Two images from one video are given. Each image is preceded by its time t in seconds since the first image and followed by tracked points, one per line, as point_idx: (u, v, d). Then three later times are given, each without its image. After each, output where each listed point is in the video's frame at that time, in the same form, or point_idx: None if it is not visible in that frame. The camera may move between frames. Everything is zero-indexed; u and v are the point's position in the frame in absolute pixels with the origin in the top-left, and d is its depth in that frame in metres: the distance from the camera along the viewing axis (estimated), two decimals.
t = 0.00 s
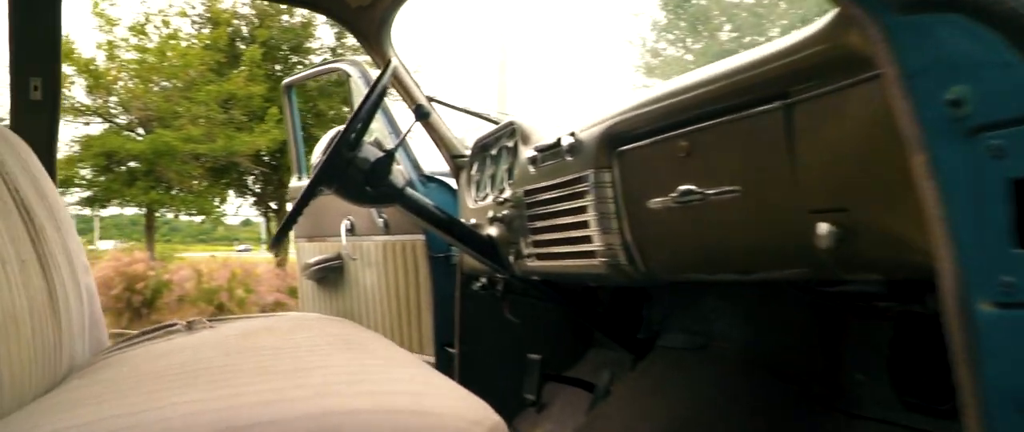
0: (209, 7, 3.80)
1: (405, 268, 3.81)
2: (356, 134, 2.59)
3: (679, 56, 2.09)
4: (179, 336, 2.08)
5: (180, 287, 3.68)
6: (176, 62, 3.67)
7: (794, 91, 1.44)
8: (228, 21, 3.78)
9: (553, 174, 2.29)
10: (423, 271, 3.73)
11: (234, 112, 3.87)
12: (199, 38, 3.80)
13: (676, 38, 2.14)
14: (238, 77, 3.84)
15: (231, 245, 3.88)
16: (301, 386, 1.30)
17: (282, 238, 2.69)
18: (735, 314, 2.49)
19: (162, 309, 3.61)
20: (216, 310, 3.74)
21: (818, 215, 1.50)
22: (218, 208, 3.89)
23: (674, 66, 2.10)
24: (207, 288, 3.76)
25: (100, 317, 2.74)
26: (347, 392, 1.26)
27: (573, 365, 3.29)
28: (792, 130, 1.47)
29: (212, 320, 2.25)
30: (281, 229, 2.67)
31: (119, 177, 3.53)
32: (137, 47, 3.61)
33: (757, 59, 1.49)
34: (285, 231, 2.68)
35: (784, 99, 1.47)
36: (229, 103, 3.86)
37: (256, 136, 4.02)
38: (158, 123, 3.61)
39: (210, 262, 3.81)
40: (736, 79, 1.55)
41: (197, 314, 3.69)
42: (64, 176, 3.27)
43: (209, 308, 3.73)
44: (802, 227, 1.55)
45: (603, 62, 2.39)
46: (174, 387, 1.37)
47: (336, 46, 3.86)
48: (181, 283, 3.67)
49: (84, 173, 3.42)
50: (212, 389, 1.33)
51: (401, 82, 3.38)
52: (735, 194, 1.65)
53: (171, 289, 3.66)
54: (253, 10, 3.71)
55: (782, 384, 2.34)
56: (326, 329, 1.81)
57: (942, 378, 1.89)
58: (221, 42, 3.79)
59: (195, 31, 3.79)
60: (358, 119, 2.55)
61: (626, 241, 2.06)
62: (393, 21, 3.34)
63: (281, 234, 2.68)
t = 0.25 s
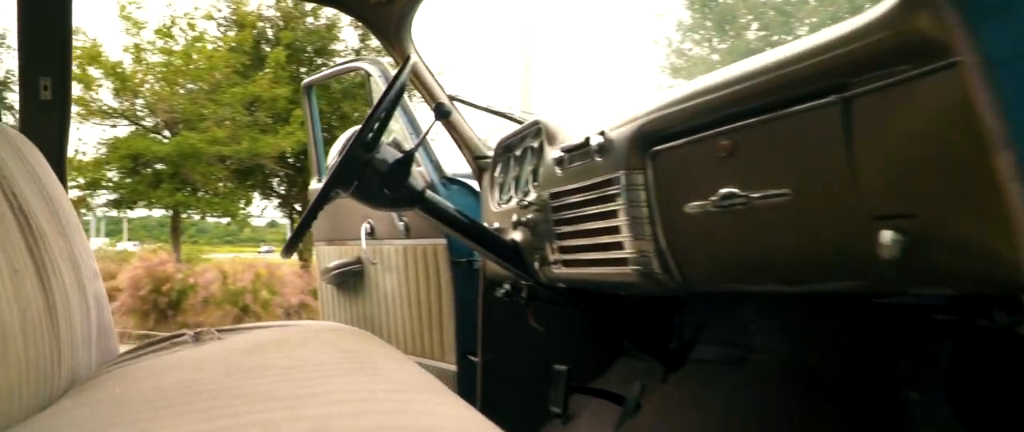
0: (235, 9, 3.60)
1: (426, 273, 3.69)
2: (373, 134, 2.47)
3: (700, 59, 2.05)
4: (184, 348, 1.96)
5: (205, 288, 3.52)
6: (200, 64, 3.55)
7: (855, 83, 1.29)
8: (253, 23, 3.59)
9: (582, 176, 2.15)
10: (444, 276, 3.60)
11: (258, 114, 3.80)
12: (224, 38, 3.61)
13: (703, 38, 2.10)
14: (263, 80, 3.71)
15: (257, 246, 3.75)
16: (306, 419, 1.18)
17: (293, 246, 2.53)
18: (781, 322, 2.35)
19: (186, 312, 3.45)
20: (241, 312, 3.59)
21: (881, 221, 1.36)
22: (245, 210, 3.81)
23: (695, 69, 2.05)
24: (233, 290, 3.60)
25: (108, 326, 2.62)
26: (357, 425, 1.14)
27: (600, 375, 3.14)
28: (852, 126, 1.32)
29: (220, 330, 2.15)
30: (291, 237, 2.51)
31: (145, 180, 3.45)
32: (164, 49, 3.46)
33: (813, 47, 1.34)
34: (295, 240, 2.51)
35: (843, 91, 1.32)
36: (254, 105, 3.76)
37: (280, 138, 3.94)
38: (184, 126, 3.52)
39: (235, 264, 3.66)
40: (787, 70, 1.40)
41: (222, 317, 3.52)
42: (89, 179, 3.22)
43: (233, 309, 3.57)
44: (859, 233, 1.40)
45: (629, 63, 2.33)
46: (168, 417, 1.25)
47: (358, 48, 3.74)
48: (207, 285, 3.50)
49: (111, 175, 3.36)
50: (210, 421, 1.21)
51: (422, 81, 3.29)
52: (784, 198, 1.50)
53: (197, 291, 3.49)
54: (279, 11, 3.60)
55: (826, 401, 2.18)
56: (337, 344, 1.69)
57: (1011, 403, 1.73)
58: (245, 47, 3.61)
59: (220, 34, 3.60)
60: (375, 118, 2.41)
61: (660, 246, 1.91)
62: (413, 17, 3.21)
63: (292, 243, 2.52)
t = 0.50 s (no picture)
0: (256, 12, 3.67)
1: (443, 277, 3.57)
2: (386, 133, 2.34)
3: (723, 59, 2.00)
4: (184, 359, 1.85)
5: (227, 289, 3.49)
6: (225, 66, 3.66)
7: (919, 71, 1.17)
8: (275, 26, 3.64)
9: (607, 178, 2.01)
10: (462, 281, 3.47)
11: (279, 117, 3.82)
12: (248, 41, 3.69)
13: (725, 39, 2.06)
14: (284, 82, 3.77)
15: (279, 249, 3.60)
16: None
17: (302, 252, 2.40)
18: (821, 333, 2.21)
19: (208, 313, 3.45)
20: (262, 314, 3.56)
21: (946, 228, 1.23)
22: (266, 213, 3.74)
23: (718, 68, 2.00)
24: (255, 291, 3.56)
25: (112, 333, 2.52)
26: None
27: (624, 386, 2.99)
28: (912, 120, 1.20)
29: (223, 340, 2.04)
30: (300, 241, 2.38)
31: (165, 182, 3.55)
32: (189, 52, 3.64)
33: (871, 32, 1.23)
34: (305, 245, 2.38)
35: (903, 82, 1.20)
36: (276, 108, 3.82)
37: (301, 140, 3.92)
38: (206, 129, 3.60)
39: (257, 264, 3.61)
40: (841, 58, 1.29)
41: (244, 320, 3.49)
42: (113, 180, 3.34)
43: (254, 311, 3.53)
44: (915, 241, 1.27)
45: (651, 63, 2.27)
46: None
47: (380, 50, 3.57)
48: (230, 287, 3.48)
49: (134, 177, 3.47)
50: None
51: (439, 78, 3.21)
52: (835, 200, 1.37)
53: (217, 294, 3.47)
54: (300, 14, 3.60)
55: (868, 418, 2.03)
56: (343, 358, 1.57)
57: None
58: (267, 46, 3.66)
59: (243, 36, 3.69)
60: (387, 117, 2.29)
61: (693, 254, 1.77)
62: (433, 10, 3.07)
63: (302, 248, 2.39)
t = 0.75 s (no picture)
0: (276, 14, 3.57)
1: (457, 280, 3.46)
2: (396, 129, 2.21)
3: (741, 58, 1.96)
4: (179, 368, 1.76)
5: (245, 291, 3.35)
6: (243, 68, 3.51)
7: (946, 63, 1.09)
8: (294, 27, 3.56)
9: (630, 175, 1.88)
10: (477, 284, 3.35)
11: (298, 118, 3.71)
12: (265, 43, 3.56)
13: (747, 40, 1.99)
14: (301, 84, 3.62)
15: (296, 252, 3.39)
16: None
17: (308, 254, 2.29)
18: (856, 343, 2.08)
19: (226, 314, 3.31)
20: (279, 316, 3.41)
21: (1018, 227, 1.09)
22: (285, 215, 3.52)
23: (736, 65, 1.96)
24: (272, 292, 3.42)
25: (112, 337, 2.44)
26: None
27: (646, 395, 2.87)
28: (939, 117, 1.12)
29: (221, 347, 1.93)
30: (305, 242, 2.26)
31: (185, 183, 3.40)
32: (207, 54, 3.49)
33: (930, 8, 1.10)
34: (310, 246, 2.27)
35: (926, 77, 1.12)
36: (295, 110, 3.70)
37: (319, 142, 3.77)
38: (225, 129, 3.45)
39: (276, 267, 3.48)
40: (893, 39, 1.15)
41: (262, 321, 3.35)
42: (132, 182, 3.25)
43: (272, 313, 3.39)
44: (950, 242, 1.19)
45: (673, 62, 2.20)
46: None
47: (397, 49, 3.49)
48: (247, 289, 3.34)
49: (152, 178, 3.37)
50: None
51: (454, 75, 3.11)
52: (888, 196, 1.23)
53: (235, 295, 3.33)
54: (319, 16, 3.55)
55: None
56: (343, 369, 1.46)
57: None
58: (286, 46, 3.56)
59: (260, 38, 3.54)
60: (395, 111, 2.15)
61: (723, 257, 1.63)
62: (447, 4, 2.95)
63: (307, 250, 2.27)
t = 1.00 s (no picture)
0: (285, 15, 3.48)
1: (462, 281, 3.34)
2: (395, 121, 2.04)
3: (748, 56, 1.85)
4: (158, 376, 1.65)
5: (254, 293, 3.37)
6: (252, 70, 3.43)
7: (962, 49, 1.02)
8: (304, 28, 3.49)
9: (643, 169, 1.75)
10: (483, 286, 3.24)
11: (306, 118, 3.66)
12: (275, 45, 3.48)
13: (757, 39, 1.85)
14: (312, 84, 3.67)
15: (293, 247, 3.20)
16: None
17: (300, 254, 2.15)
18: (885, 353, 1.94)
19: (234, 316, 3.34)
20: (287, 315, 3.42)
21: None
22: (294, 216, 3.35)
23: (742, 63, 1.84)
24: (279, 295, 3.45)
25: (99, 342, 2.34)
26: None
27: (656, 404, 2.71)
28: (947, 110, 1.04)
29: (206, 353, 1.83)
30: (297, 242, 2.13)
31: (194, 184, 3.29)
32: (215, 55, 3.44)
33: None
34: (302, 246, 2.13)
35: (939, 65, 1.05)
36: (303, 109, 3.68)
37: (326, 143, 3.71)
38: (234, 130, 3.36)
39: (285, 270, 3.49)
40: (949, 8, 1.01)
41: (269, 323, 3.36)
42: (140, 183, 3.10)
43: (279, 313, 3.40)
44: (966, 242, 1.11)
45: (688, 54, 2.07)
46: None
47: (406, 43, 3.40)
48: (255, 290, 3.36)
49: (162, 179, 3.26)
50: None
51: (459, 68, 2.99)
52: (934, 190, 1.09)
53: (243, 297, 3.33)
54: (328, 17, 3.51)
55: None
56: (328, 380, 1.35)
57: None
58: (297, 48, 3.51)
59: (270, 39, 3.47)
60: (393, 102, 2.00)
61: (743, 256, 1.50)
62: None
63: (299, 250, 2.14)
